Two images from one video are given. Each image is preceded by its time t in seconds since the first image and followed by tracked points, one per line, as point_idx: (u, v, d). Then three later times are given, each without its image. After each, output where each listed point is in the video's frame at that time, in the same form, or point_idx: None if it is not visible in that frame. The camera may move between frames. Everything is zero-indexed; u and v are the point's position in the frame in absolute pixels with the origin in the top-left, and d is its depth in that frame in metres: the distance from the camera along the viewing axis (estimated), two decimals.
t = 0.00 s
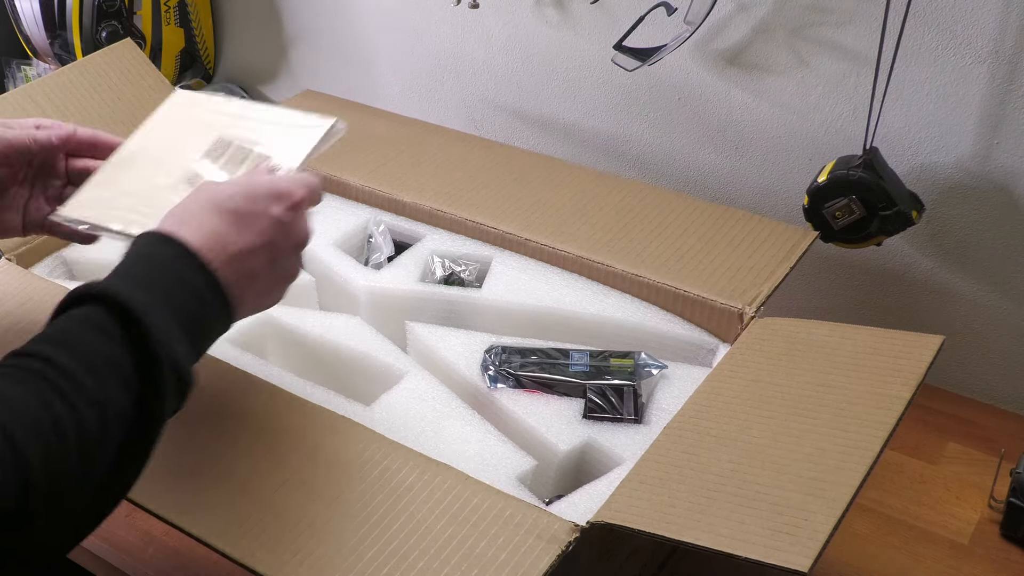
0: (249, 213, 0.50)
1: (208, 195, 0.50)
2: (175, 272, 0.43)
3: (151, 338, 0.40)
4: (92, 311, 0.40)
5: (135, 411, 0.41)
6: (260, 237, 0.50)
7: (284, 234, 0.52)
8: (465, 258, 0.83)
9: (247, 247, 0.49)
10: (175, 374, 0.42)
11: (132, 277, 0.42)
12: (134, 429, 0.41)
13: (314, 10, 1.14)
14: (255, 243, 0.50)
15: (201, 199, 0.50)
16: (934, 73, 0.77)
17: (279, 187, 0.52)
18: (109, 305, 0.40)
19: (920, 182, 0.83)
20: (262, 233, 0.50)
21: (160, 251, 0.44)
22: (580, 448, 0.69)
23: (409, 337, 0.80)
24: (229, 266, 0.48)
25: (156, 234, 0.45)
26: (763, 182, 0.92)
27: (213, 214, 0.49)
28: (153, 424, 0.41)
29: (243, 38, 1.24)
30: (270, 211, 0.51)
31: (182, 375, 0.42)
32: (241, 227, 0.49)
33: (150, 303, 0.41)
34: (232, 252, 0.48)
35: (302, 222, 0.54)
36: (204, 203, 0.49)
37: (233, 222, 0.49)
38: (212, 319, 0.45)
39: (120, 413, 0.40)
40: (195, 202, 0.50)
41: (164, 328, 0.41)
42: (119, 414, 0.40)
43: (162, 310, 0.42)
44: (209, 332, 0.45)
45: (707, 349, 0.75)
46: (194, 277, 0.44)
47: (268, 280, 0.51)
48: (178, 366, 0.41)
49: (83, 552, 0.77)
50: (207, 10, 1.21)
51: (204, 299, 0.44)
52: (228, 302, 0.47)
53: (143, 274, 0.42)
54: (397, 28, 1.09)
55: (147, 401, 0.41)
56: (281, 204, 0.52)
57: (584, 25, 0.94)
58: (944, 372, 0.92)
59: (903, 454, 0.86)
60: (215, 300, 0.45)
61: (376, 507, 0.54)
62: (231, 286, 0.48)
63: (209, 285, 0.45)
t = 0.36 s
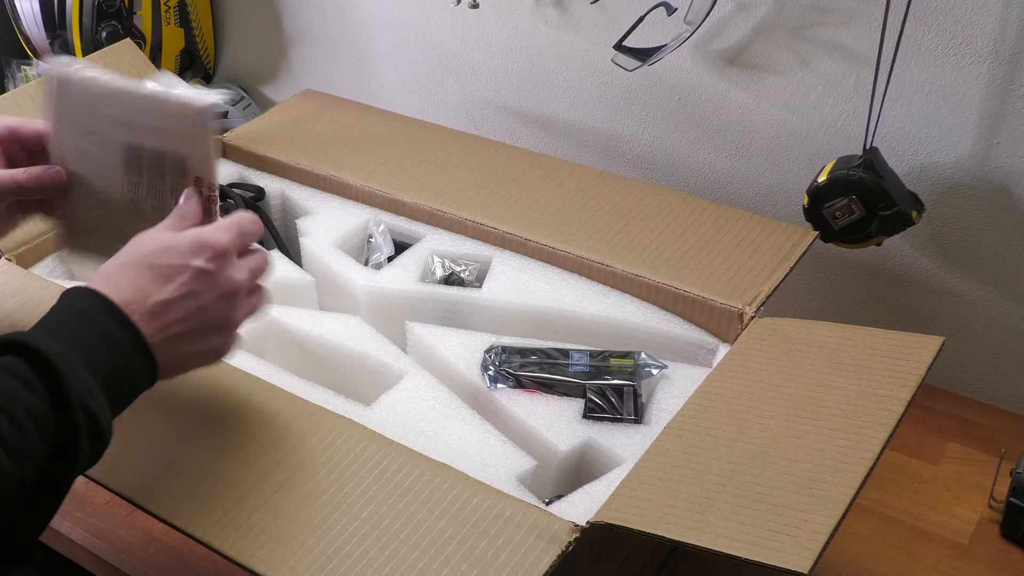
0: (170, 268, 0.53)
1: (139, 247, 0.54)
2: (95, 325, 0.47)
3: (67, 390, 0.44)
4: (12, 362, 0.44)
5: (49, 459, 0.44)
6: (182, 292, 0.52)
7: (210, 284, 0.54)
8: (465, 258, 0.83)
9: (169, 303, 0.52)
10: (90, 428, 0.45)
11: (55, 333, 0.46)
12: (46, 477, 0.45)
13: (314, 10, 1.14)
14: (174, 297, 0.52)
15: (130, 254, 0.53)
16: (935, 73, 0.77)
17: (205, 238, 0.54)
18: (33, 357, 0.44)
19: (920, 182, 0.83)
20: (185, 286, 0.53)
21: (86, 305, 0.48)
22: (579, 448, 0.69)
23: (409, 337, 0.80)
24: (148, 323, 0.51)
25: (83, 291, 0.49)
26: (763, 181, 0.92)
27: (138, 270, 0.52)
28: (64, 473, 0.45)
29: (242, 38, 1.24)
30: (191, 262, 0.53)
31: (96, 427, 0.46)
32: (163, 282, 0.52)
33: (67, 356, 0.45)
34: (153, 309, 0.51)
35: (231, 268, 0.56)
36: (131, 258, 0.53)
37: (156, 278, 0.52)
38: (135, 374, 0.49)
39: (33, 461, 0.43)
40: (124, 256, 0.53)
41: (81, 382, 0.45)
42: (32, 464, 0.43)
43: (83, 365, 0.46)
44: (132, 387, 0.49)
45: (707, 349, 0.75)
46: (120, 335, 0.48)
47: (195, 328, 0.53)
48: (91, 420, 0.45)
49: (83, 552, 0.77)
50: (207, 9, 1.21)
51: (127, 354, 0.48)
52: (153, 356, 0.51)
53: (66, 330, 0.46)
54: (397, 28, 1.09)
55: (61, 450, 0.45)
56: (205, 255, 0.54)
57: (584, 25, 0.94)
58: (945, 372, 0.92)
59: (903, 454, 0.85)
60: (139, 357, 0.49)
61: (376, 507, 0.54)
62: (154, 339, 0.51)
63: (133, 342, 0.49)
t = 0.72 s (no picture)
0: (143, 285, 0.55)
1: (106, 255, 0.54)
2: (67, 339, 0.48)
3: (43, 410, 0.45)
4: None
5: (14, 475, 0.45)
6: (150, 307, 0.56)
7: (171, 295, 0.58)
8: (465, 258, 0.83)
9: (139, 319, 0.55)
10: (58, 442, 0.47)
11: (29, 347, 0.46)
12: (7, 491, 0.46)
13: (314, 10, 1.14)
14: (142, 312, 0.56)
15: (94, 264, 0.54)
16: (935, 73, 0.77)
17: (174, 255, 0.56)
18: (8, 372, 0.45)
19: (920, 182, 0.83)
20: (151, 299, 0.56)
21: (57, 318, 0.49)
22: (579, 448, 0.69)
23: (409, 337, 0.80)
24: (120, 336, 0.54)
25: (57, 303, 0.49)
26: (763, 181, 0.92)
27: (111, 285, 0.54)
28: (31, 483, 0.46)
29: (243, 38, 1.24)
30: (162, 281, 0.56)
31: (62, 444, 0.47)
32: (134, 298, 0.55)
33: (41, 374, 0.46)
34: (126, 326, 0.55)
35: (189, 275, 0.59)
36: (101, 269, 0.54)
37: (128, 295, 0.54)
38: (95, 390, 0.50)
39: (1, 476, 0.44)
40: (93, 266, 0.54)
41: (54, 401, 0.46)
42: None
43: (53, 381, 0.47)
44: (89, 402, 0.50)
45: (707, 349, 0.75)
46: (89, 352, 0.49)
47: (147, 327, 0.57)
48: (60, 434, 0.47)
49: (83, 553, 0.77)
50: (207, 9, 1.21)
51: (93, 370, 0.50)
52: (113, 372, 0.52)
53: (41, 345, 0.47)
54: (397, 28, 1.09)
55: (27, 465, 0.46)
56: (174, 271, 0.57)
57: (584, 25, 0.94)
58: (945, 372, 0.92)
59: (903, 454, 0.85)
60: (104, 374, 0.51)
61: (376, 506, 0.54)
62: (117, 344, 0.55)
63: (99, 356, 0.50)
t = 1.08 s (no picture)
0: (165, 298, 0.55)
1: (127, 273, 0.55)
2: (91, 353, 0.46)
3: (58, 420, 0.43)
4: (5, 383, 0.42)
5: (29, 491, 0.43)
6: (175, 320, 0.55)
7: (195, 313, 0.57)
8: (466, 258, 0.83)
9: (164, 329, 0.54)
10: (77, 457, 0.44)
11: (49, 357, 0.45)
12: (23, 508, 0.43)
13: (314, 10, 1.14)
14: (167, 325, 0.55)
15: (119, 280, 0.55)
16: (935, 73, 0.77)
17: (191, 273, 0.58)
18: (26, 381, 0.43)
19: (920, 182, 0.83)
20: (176, 314, 0.55)
21: (83, 332, 0.47)
22: (579, 448, 0.69)
23: (410, 337, 0.80)
24: (145, 350, 0.53)
25: (80, 317, 0.48)
26: (763, 182, 0.92)
27: (134, 296, 0.54)
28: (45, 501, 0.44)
29: (243, 38, 1.24)
30: (183, 294, 0.56)
31: (82, 457, 0.45)
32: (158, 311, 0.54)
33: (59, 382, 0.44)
34: (151, 332, 0.53)
35: (209, 298, 0.59)
36: (124, 284, 0.54)
37: (150, 305, 0.54)
38: (121, 407, 0.48)
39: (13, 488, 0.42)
40: (115, 281, 0.54)
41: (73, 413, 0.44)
42: (12, 493, 0.42)
43: (75, 394, 0.45)
44: (116, 420, 0.48)
45: (708, 349, 0.75)
46: (113, 366, 0.47)
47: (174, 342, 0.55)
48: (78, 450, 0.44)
49: (83, 553, 0.77)
50: (207, 9, 1.21)
51: (118, 386, 0.48)
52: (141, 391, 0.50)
53: (63, 356, 0.45)
54: (398, 29, 1.09)
55: (44, 481, 0.43)
56: (192, 287, 0.57)
57: (584, 25, 0.94)
58: (945, 372, 0.92)
59: (904, 454, 0.85)
60: (130, 391, 0.48)
61: (376, 506, 0.54)
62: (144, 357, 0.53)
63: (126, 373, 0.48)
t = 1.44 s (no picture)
0: (156, 322, 0.57)
1: (122, 293, 0.56)
2: (90, 371, 0.49)
3: (62, 430, 0.46)
4: (11, 396, 0.45)
5: (31, 495, 0.45)
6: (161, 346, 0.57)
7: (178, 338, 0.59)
8: (466, 259, 0.83)
9: (152, 354, 0.56)
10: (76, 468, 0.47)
11: (50, 372, 0.48)
12: (26, 513, 0.45)
13: (314, 10, 1.14)
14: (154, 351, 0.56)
15: (113, 300, 0.56)
16: (935, 73, 0.77)
17: (180, 295, 0.59)
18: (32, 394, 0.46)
19: (920, 182, 0.83)
20: (162, 339, 0.57)
21: (82, 351, 0.50)
22: (579, 448, 0.69)
23: (410, 337, 0.80)
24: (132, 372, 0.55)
25: (78, 334, 0.51)
26: (764, 181, 0.92)
27: (126, 320, 0.55)
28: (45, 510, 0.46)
29: (243, 38, 1.24)
30: (169, 322, 0.58)
31: (80, 469, 0.48)
32: (146, 337, 0.56)
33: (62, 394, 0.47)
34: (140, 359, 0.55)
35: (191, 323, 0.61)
36: (118, 304, 0.56)
37: (140, 332, 0.55)
38: (112, 420, 0.51)
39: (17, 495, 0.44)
40: (107, 303, 0.55)
41: (76, 425, 0.47)
42: (17, 496, 0.44)
43: (75, 408, 0.48)
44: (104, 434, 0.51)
45: (708, 349, 0.75)
46: (108, 380, 0.50)
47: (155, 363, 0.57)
48: (79, 461, 0.47)
49: (84, 553, 0.77)
50: (207, 9, 1.21)
51: (112, 400, 0.50)
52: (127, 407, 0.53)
53: (63, 371, 0.48)
54: (398, 29, 1.09)
55: (46, 486, 0.46)
56: (177, 313, 0.59)
57: (584, 25, 0.94)
58: (945, 372, 0.92)
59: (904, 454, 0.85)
60: (121, 407, 0.51)
61: (376, 506, 0.54)
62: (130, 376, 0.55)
63: (119, 390, 0.51)
